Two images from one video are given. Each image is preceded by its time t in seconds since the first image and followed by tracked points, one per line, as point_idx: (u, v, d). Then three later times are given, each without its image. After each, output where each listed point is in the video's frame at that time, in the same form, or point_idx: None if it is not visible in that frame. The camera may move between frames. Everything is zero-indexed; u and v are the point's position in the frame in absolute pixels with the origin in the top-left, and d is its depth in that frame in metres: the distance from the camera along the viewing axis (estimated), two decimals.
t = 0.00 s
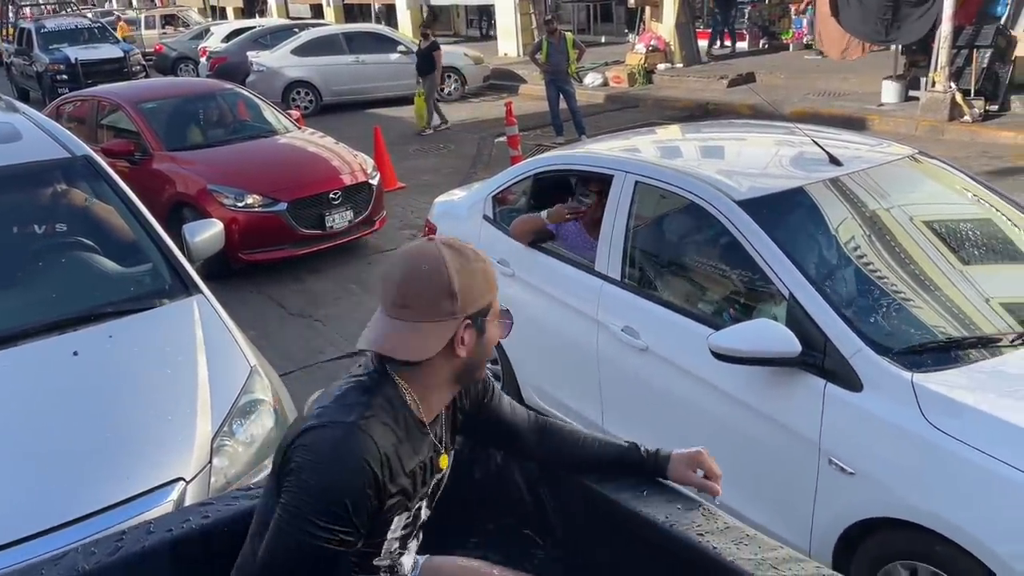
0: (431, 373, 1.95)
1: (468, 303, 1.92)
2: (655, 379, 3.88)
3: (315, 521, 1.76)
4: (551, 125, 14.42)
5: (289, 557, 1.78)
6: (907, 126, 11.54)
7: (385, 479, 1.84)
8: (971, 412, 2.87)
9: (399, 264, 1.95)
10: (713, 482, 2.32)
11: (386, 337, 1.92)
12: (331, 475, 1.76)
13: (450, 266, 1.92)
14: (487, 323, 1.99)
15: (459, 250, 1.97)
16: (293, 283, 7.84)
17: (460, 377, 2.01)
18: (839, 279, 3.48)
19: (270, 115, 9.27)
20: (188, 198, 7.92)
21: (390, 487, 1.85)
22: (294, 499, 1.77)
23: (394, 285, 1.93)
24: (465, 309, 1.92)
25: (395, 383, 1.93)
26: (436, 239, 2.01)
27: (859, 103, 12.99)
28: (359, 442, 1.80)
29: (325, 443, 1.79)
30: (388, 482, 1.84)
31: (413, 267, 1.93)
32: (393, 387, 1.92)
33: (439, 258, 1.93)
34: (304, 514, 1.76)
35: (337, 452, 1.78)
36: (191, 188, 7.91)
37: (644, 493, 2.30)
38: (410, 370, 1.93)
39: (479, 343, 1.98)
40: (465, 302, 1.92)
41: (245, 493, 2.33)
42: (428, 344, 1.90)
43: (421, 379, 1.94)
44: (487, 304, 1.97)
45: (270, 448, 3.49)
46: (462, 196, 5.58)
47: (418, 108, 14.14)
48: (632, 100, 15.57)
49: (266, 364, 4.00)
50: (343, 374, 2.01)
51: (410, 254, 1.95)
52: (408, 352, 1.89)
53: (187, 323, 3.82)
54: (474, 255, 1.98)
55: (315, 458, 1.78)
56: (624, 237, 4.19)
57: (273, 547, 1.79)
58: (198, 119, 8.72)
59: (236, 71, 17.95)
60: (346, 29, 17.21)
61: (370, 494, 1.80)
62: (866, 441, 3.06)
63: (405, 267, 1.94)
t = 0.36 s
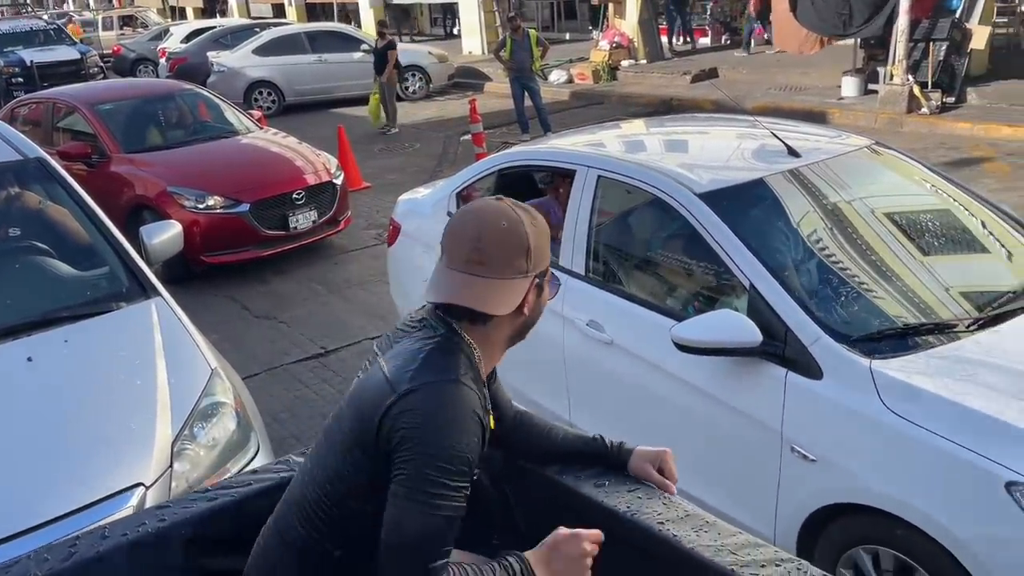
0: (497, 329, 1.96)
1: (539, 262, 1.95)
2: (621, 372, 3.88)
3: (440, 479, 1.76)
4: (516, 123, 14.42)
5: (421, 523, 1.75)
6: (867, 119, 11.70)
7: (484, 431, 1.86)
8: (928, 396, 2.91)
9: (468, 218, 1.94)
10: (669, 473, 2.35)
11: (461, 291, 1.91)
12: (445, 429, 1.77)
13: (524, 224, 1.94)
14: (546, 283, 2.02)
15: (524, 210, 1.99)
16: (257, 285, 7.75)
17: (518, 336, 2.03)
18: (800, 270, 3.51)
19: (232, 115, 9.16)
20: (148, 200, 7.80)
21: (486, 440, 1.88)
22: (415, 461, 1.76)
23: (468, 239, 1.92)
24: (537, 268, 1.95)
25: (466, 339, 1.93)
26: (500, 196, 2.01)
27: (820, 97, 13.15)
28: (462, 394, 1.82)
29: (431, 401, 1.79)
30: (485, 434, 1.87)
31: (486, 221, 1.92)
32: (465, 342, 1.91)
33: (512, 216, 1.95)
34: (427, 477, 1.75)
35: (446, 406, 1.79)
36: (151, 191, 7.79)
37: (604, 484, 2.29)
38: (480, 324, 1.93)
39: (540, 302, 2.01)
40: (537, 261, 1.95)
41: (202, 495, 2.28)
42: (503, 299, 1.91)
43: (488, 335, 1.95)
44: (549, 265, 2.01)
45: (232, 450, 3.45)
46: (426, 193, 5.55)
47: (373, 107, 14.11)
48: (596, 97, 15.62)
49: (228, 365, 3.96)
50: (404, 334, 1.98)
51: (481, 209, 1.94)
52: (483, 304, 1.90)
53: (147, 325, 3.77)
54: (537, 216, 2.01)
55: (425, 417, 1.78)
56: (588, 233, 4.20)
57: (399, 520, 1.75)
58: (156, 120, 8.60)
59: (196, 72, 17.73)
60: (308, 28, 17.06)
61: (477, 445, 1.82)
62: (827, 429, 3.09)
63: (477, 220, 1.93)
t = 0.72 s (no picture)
0: (492, 277, 1.98)
1: (536, 214, 1.99)
2: (576, 364, 3.88)
3: (438, 408, 1.82)
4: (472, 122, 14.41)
5: (422, 451, 1.82)
6: (816, 113, 11.90)
7: (481, 359, 1.91)
8: (873, 379, 2.96)
9: (471, 169, 1.98)
10: (615, 454, 2.36)
11: (460, 237, 1.94)
12: (441, 360, 1.82)
13: (523, 177, 1.98)
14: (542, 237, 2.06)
15: (524, 167, 2.04)
16: (210, 289, 7.63)
17: (512, 289, 2.06)
18: (749, 259, 3.55)
19: (181, 118, 9.00)
20: (95, 205, 7.64)
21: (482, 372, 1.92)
22: (412, 393, 1.82)
23: (468, 188, 1.96)
24: (534, 219, 1.98)
25: (462, 283, 1.95)
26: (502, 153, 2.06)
27: (770, 92, 13.35)
28: (457, 325, 1.86)
29: (426, 333, 1.84)
30: (482, 366, 1.92)
31: (489, 172, 1.97)
32: (461, 285, 1.94)
33: (512, 169, 1.99)
34: (430, 404, 1.81)
35: (441, 338, 1.84)
36: (97, 195, 7.63)
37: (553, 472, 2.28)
38: (475, 270, 1.96)
39: (534, 254, 2.04)
40: (535, 213, 1.99)
41: (144, 498, 2.21)
42: (501, 246, 1.94)
43: (483, 282, 1.98)
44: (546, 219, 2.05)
45: (181, 455, 3.38)
46: (379, 191, 5.51)
47: (326, 108, 13.99)
48: (551, 95, 15.66)
49: (176, 369, 3.89)
50: (401, 281, 2.02)
51: (484, 161, 1.99)
52: (482, 250, 1.93)
53: (91, 330, 3.68)
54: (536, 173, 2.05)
55: (421, 347, 1.83)
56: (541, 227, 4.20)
57: (403, 450, 1.83)
58: (102, 123, 8.42)
59: (145, 75, 17.40)
60: (259, 29, 16.84)
61: (474, 376, 1.87)
62: (777, 414, 3.13)
63: (480, 171, 1.98)
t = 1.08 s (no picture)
0: (436, 279, 1.96)
1: (479, 217, 1.97)
2: (535, 376, 3.86)
3: (361, 391, 1.77)
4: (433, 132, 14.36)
5: (345, 434, 1.77)
6: (773, 120, 12.05)
7: (411, 347, 1.87)
8: (828, 387, 2.97)
9: (415, 175, 1.99)
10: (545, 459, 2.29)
11: (401, 239, 1.93)
12: (363, 342, 1.79)
13: (467, 181, 1.98)
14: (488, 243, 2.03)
15: (471, 175, 2.04)
16: (166, 306, 7.48)
17: (458, 294, 2.03)
18: (705, 268, 3.55)
19: (135, 132, 8.85)
20: (44, 222, 7.46)
21: (411, 358, 1.87)
22: (334, 374, 1.79)
23: (410, 192, 1.96)
24: (476, 223, 1.96)
25: (404, 283, 1.93)
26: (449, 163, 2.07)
27: (728, 100, 13.49)
28: (383, 310, 1.83)
29: (350, 315, 1.82)
30: (412, 353, 1.88)
31: (432, 177, 1.97)
32: (403, 285, 1.92)
33: (456, 174, 1.99)
34: (347, 382, 1.77)
35: (364, 321, 1.81)
36: (47, 213, 7.45)
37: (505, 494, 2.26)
38: (418, 270, 1.93)
39: (481, 259, 2.02)
40: (478, 216, 1.97)
41: (82, 532, 2.15)
42: (443, 246, 1.92)
43: (426, 283, 1.95)
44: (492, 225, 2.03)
45: (131, 481, 3.29)
46: (335, 205, 5.45)
47: (284, 120, 13.84)
48: (513, 104, 15.67)
49: (125, 392, 3.78)
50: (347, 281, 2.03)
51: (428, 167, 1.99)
52: (422, 249, 1.91)
53: (35, 355, 3.57)
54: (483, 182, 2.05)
55: (344, 327, 1.82)
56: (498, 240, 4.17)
57: (327, 433, 1.78)
58: (52, 139, 8.24)
59: (99, 88, 17.09)
60: (216, 41, 16.64)
61: (400, 360, 1.83)
62: (734, 422, 3.13)
63: (424, 177, 1.98)
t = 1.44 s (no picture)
0: (406, 296, 1.95)
1: (450, 232, 1.95)
2: (531, 390, 3.87)
3: (327, 413, 1.80)
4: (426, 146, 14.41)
5: (313, 455, 1.81)
6: (765, 132, 12.13)
7: (377, 368, 1.89)
8: (824, 399, 2.99)
9: (387, 192, 1.99)
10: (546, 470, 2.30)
11: (370, 255, 1.93)
12: (327, 365, 1.82)
13: (437, 196, 1.97)
14: (464, 258, 2.01)
15: (444, 191, 2.03)
16: (160, 322, 7.47)
17: (433, 310, 2.01)
18: (702, 282, 3.57)
19: (129, 147, 8.85)
20: (38, 238, 7.44)
21: (378, 378, 1.89)
22: (299, 397, 1.82)
23: (382, 208, 1.96)
24: (448, 238, 1.95)
25: (374, 300, 1.93)
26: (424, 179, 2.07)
27: (720, 113, 13.59)
28: (347, 332, 1.85)
29: (314, 337, 1.84)
30: (379, 373, 1.89)
31: (402, 194, 1.97)
32: (372, 302, 1.92)
33: (427, 190, 1.98)
34: (312, 405, 1.80)
35: (327, 344, 1.83)
36: (41, 228, 7.44)
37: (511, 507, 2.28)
38: (387, 287, 1.93)
39: (455, 275, 2.00)
40: (449, 230, 1.95)
41: (83, 551, 2.17)
42: (411, 261, 1.91)
43: (397, 300, 1.94)
44: (467, 240, 2.00)
45: (128, 498, 3.28)
46: (330, 220, 5.46)
47: (277, 135, 13.86)
48: (505, 118, 15.74)
49: (121, 408, 3.78)
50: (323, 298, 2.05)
51: (398, 183, 1.99)
52: (390, 265, 1.90)
53: (32, 372, 3.57)
54: (457, 198, 2.04)
55: (307, 350, 1.83)
56: (494, 254, 4.18)
57: (296, 454, 1.83)
58: (46, 155, 8.23)
59: (91, 104, 17.09)
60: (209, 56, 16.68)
61: (366, 380, 1.85)
62: (730, 435, 3.14)
63: (395, 194, 1.98)
